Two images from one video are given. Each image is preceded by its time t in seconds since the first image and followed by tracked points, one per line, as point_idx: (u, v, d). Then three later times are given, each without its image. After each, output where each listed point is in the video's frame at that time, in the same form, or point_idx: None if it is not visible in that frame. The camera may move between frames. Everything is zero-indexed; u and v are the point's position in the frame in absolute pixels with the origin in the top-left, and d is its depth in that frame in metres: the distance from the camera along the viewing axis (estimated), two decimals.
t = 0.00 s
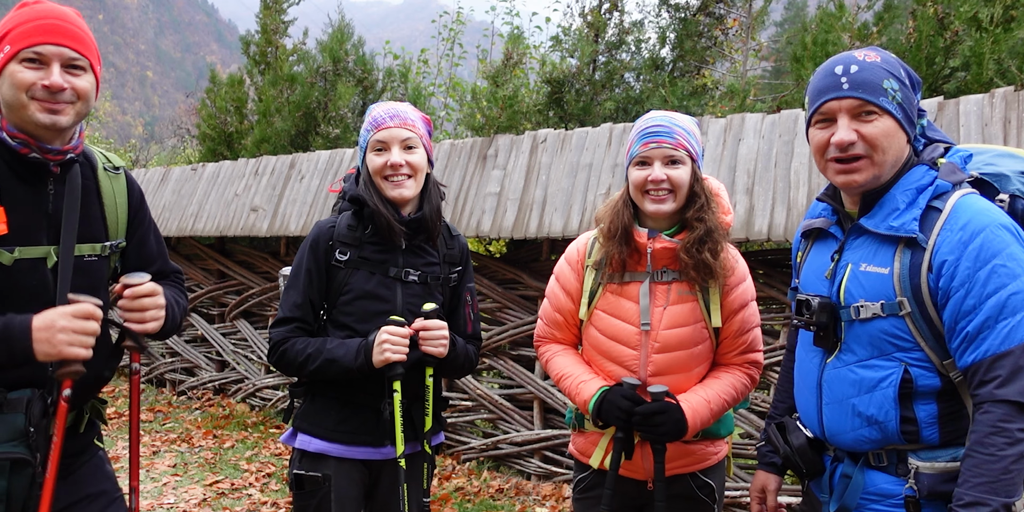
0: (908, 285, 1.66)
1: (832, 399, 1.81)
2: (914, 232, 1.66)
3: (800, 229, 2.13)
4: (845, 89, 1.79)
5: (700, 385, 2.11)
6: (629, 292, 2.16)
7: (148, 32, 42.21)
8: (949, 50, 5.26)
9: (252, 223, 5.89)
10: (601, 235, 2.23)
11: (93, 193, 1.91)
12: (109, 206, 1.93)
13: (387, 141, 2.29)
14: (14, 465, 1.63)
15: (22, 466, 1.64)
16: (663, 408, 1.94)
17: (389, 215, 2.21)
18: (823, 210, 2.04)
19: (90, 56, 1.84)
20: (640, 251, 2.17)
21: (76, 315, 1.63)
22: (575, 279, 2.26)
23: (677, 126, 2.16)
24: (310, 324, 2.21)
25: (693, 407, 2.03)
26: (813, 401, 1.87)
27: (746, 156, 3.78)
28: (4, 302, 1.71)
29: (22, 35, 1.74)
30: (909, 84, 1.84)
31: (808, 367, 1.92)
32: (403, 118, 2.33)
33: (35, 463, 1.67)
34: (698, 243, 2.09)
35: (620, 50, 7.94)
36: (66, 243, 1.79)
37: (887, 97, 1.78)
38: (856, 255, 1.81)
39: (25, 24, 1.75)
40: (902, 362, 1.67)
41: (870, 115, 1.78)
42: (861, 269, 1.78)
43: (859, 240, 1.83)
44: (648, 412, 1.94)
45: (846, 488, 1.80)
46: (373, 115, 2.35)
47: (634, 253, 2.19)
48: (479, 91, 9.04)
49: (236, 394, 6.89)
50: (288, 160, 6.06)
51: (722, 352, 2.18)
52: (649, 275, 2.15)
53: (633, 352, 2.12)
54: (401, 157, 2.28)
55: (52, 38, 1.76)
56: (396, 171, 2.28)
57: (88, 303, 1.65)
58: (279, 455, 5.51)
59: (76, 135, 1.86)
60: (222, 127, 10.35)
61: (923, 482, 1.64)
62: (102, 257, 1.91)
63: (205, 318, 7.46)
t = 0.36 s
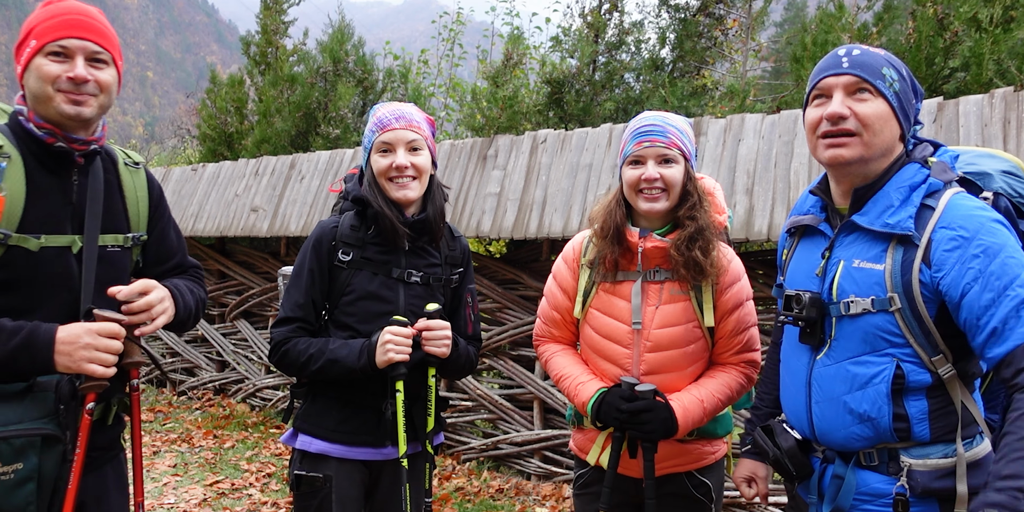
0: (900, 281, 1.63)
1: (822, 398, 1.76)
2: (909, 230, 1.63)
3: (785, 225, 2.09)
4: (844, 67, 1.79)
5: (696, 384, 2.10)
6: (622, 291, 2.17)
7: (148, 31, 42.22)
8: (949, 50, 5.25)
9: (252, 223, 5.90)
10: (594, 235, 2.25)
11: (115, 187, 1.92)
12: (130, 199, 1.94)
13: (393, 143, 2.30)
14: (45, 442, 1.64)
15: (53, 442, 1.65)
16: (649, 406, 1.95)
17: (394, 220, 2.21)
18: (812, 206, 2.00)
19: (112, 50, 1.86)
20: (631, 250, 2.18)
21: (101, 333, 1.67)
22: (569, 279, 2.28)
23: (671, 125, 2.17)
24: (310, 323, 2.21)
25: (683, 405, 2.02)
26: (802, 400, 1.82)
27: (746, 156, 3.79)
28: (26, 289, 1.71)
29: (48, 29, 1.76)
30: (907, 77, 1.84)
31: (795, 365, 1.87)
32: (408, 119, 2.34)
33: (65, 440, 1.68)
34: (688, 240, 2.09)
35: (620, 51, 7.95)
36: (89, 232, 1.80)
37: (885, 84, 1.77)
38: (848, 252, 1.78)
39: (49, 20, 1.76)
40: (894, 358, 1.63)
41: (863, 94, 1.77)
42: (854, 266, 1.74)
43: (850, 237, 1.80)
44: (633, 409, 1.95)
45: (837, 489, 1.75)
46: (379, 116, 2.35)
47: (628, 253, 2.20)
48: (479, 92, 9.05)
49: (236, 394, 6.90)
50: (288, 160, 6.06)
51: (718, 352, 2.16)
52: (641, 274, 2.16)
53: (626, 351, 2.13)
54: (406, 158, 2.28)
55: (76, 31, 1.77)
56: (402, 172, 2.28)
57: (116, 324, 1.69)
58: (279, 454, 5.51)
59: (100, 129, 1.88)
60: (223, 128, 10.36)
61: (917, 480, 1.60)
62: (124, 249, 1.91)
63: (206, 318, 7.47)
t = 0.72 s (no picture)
0: (889, 277, 1.64)
1: (815, 399, 1.76)
2: (891, 223, 1.64)
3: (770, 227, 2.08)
4: (824, 64, 1.81)
5: (700, 388, 2.11)
6: (629, 290, 2.18)
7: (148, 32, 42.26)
8: (949, 51, 5.26)
9: (253, 224, 5.91)
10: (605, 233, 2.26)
11: (147, 198, 1.95)
12: (159, 211, 1.96)
13: (389, 144, 2.30)
14: (61, 441, 1.65)
15: (69, 441, 1.66)
16: (647, 408, 1.95)
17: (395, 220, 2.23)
18: (798, 209, 1.98)
19: (153, 66, 1.90)
20: (638, 251, 2.18)
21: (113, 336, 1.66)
22: (582, 272, 2.31)
23: (686, 128, 2.17)
24: (309, 323, 2.22)
25: (684, 409, 2.02)
26: (796, 401, 1.82)
27: (745, 157, 3.80)
28: (54, 290, 1.74)
29: (94, 45, 1.81)
30: (887, 76, 1.86)
31: (787, 366, 1.87)
32: (405, 120, 2.34)
33: (81, 438, 1.69)
34: (699, 244, 2.08)
35: (620, 51, 7.95)
36: (120, 240, 1.82)
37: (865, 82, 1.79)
38: (834, 252, 1.79)
39: (96, 35, 1.82)
40: (886, 356, 1.64)
41: (842, 88, 1.78)
42: (841, 265, 1.75)
43: (837, 236, 1.80)
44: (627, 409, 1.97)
45: (833, 490, 1.75)
46: (376, 117, 2.36)
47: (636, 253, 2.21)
48: (479, 92, 9.07)
49: (236, 394, 6.90)
50: (289, 160, 6.06)
51: (723, 359, 2.16)
52: (648, 275, 2.17)
53: (628, 350, 2.15)
54: (403, 159, 2.29)
55: (120, 47, 1.82)
56: (400, 173, 2.29)
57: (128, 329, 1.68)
58: (279, 455, 5.52)
59: (138, 140, 1.90)
60: (223, 128, 10.36)
61: (912, 480, 1.61)
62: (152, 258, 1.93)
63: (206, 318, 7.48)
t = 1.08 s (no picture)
0: (884, 278, 1.64)
1: (813, 399, 1.76)
2: (886, 224, 1.65)
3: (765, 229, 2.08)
4: (820, 75, 1.78)
5: (707, 389, 2.12)
6: (640, 290, 2.18)
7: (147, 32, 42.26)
8: (948, 51, 5.27)
9: (253, 224, 5.91)
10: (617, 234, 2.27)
11: (153, 202, 1.95)
12: (166, 216, 1.96)
13: (388, 145, 2.31)
14: (60, 444, 1.65)
15: (67, 445, 1.66)
16: (658, 408, 1.95)
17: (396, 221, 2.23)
18: (793, 210, 1.99)
19: (161, 69, 1.92)
20: (650, 251, 2.19)
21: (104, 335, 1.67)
22: (591, 273, 2.31)
23: (700, 129, 2.18)
24: (308, 324, 2.22)
25: (694, 410, 2.04)
26: (793, 401, 1.82)
27: (745, 157, 3.81)
28: (63, 294, 1.75)
29: (103, 49, 1.82)
30: (881, 80, 1.84)
31: (783, 367, 1.87)
32: (404, 121, 2.35)
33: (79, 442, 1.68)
34: (714, 244, 2.08)
35: (619, 52, 7.95)
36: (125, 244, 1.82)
37: (861, 89, 1.77)
38: (830, 253, 1.79)
39: (105, 40, 1.84)
40: (882, 356, 1.64)
41: (842, 101, 1.77)
42: (837, 265, 1.75)
43: (832, 237, 1.81)
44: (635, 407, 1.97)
45: (831, 489, 1.75)
46: (374, 118, 2.37)
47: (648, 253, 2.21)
48: (479, 92, 9.08)
49: (236, 394, 6.91)
50: (289, 160, 6.05)
51: (732, 360, 2.16)
52: (659, 275, 2.17)
53: (637, 349, 2.15)
54: (402, 161, 2.29)
55: (127, 51, 1.84)
56: (399, 174, 2.29)
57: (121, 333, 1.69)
58: (279, 455, 5.52)
59: (147, 144, 1.91)
60: (223, 129, 10.35)
61: (909, 479, 1.61)
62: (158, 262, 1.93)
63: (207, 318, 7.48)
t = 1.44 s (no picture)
0: (890, 282, 1.65)
1: (818, 402, 1.77)
2: (893, 229, 1.65)
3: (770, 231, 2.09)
4: (825, 83, 1.77)
5: (707, 388, 2.13)
6: (640, 291, 2.19)
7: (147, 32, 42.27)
8: (948, 51, 5.28)
9: (253, 224, 5.92)
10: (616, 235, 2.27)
11: (147, 200, 1.96)
12: (161, 214, 1.96)
13: (387, 146, 2.31)
14: (43, 448, 1.63)
15: (51, 449, 1.64)
16: (653, 407, 1.96)
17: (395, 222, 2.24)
18: (798, 213, 1.99)
19: (147, 66, 1.92)
20: (650, 252, 2.19)
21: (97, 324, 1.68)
22: (590, 274, 2.32)
23: (698, 128, 2.18)
24: (308, 325, 2.23)
25: (692, 408, 2.04)
26: (798, 404, 1.83)
27: (745, 157, 3.81)
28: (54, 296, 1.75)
29: (87, 48, 1.83)
30: (881, 80, 1.85)
31: (789, 370, 1.88)
32: (402, 122, 2.35)
33: (63, 446, 1.67)
34: (715, 243, 2.08)
35: (619, 52, 7.95)
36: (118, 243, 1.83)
37: (865, 93, 1.77)
38: (836, 257, 1.79)
39: (89, 38, 1.84)
40: (888, 360, 1.65)
41: (848, 109, 1.77)
42: (842, 270, 1.76)
43: (837, 241, 1.81)
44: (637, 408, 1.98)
45: (835, 492, 1.75)
46: (373, 118, 2.37)
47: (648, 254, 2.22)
48: (479, 93, 9.09)
49: (236, 394, 6.92)
50: (289, 161, 6.06)
51: (732, 359, 2.17)
52: (659, 276, 2.18)
53: (638, 350, 2.16)
54: (401, 162, 2.30)
55: (112, 49, 1.84)
56: (397, 176, 2.30)
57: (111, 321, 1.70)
58: (280, 455, 5.53)
59: (135, 143, 1.91)
60: (223, 129, 10.36)
61: (914, 481, 1.61)
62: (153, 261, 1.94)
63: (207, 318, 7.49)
